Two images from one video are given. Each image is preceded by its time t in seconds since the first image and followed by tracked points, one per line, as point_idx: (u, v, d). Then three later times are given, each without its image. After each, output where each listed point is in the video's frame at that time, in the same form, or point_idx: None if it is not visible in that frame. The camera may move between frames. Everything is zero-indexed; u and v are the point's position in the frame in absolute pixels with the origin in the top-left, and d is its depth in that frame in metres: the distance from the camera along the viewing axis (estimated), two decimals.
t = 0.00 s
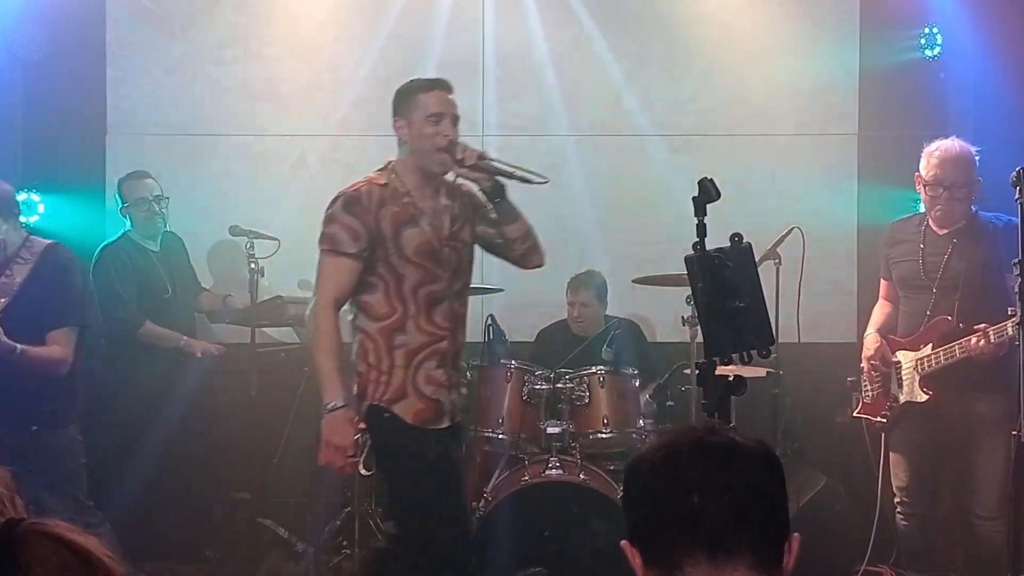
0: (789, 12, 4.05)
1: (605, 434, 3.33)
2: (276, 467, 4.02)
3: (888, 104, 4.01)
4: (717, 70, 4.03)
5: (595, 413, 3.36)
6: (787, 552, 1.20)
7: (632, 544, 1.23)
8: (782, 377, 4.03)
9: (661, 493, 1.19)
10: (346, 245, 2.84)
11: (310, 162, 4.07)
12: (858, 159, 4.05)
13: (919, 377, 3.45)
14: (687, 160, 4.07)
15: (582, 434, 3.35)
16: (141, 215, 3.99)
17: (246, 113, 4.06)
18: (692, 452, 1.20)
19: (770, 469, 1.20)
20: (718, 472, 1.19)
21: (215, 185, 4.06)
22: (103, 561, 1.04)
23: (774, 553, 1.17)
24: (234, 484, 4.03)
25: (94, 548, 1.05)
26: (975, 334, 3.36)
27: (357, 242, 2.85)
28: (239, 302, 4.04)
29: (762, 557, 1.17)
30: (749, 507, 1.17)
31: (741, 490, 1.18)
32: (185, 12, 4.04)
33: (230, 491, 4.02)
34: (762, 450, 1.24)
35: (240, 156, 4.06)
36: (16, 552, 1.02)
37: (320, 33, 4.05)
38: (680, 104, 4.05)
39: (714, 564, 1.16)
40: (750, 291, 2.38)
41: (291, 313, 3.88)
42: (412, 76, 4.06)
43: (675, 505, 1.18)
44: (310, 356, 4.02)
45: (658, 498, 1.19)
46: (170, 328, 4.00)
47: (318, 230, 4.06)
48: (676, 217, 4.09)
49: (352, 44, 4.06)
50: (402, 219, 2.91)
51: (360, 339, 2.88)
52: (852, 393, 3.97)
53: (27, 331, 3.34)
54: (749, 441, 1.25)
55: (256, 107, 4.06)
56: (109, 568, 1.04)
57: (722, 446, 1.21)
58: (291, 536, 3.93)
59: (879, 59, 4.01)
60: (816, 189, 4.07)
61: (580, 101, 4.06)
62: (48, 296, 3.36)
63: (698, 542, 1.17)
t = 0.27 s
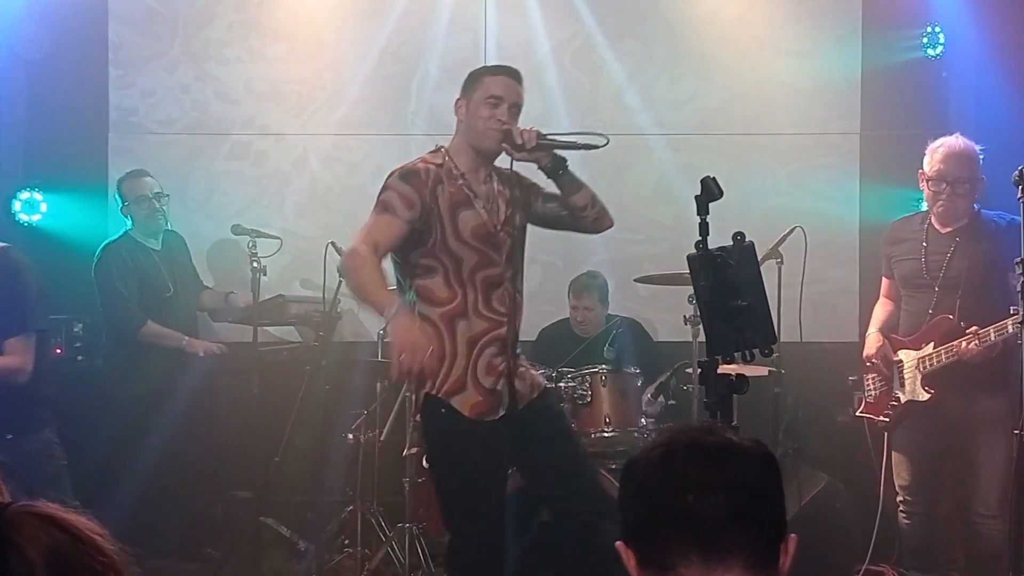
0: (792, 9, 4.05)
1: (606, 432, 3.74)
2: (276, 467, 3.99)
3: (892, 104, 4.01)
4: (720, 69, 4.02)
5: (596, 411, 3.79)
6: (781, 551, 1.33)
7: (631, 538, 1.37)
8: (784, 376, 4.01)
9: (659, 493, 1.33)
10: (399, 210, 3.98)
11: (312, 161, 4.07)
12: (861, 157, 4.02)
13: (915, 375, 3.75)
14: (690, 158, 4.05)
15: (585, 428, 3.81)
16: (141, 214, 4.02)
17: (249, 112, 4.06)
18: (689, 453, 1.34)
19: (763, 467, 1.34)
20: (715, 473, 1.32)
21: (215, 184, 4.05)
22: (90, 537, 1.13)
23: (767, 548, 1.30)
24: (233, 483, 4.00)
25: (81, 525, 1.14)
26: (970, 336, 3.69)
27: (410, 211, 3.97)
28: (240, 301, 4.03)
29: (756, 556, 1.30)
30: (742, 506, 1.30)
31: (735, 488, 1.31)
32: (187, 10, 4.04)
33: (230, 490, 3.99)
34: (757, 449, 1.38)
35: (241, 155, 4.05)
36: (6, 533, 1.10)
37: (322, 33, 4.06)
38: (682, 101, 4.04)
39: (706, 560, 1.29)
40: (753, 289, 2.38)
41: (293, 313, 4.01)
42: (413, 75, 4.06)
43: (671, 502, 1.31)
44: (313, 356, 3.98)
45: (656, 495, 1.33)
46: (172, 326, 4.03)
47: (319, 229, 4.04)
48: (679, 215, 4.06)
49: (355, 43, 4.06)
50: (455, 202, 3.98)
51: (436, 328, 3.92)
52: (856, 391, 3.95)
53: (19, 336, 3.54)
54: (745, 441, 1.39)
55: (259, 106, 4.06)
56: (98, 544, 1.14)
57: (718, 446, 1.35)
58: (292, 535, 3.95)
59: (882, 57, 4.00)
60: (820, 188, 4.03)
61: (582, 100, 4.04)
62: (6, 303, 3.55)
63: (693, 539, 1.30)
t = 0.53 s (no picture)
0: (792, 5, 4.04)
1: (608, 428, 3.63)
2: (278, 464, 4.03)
3: (893, 101, 4.03)
4: (720, 65, 4.02)
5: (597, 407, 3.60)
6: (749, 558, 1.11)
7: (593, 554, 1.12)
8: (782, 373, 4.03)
9: (618, 498, 1.09)
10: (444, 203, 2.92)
11: (312, 159, 4.09)
12: (861, 154, 4.04)
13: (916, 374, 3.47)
14: (690, 155, 4.05)
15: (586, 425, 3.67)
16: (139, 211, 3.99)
17: (249, 110, 4.06)
18: (659, 455, 1.10)
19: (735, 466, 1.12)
20: (681, 475, 1.09)
21: (216, 182, 4.05)
22: (104, 521, 1.02)
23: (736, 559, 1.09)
24: (236, 481, 4.04)
25: (96, 512, 1.03)
26: (972, 336, 3.36)
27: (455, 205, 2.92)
28: (241, 299, 4.03)
29: (722, 564, 1.08)
30: (710, 510, 1.08)
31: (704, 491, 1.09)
32: (187, 7, 4.04)
33: (232, 488, 4.03)
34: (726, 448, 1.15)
35: (242, 153, 4.06)
36: (19, 513, 0.99)
37: (322, 30, 4.05)
38: (683, 99, 4.05)
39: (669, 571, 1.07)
40: (754, 285, 2.38)
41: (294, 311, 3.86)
42: (414, 73, 4.07)
43: (633, 509, 1.08)
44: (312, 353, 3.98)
45: (616, 502, 1.09)
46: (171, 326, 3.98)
47: (321, 227, 4.07)
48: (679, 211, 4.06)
49: (355, 40, 4.06)
50: (519, 191, 2.93)
51: (472, 336, 2.87)
52: (853, 387, 3.98)
53: None
54: (710, 441, 1.17)
55: (259, 104, 4.06)
56: (110, 530, 1.02)
57: (684, 444, 1.12)
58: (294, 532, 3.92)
59: (882, 54, 4.01)
60: (819, 186, 4.06)
61: (583, 98, 4.04)
62: None
63: (655, 549, 1.07)
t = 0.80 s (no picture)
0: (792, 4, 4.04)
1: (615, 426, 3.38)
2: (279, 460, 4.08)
3: (891, 101, 4.05)
4: (719, 64, 4.04)
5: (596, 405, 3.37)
6: (700, 556, 1.11)
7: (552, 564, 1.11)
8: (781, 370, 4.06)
9: (567, 509, 1.10)
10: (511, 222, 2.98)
11: (313, 158, 4.10)
12: (859, 153, 4.07)
13: (915, 371, 3.49)
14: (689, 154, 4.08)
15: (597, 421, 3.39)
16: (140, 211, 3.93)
17: (250, 109, 4.08)
18: (605, 464, 1.12)
19: (679, 470, 1.13)
20: (629, 484, 1.10)
21: (217, 182, 4.09)
22: (137, 515, 0.93)
23: (684, 557, 1.10)
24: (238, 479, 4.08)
25: (129, 504, 0.94)
26: (969, 334, 3.37)
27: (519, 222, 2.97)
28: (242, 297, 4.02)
29: (670, 564, 1.09)
30: (658, 514, 1.09)
31: (651, 497, 1.10)
32: (188, 7, 4.05)
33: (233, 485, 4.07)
34: (673, 453, 1.17)
35: (244, 152, 4.09)
36: (48, 508, 0.89)
37: (322, 29, 4.07)
38: (682, 98, 4.07)
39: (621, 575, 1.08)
40: (753, 284, 2.39)
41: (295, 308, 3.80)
42: (415, 73, 4.10)
43: (582, 514, 1.09)
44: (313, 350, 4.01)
45: (568, 510, 1.10)
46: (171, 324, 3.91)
47: (323, 226, 4.11)
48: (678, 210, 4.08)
49: (356, 40, 4.08)
50: (573, 203, 2.95)
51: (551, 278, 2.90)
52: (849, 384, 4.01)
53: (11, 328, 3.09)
54: (659, 446, 1.18)
55: (260, 103, 4.08)
56: (143, 521, 0.93)
57: (631, 455, 1.13)
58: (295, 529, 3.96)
59: (880, 54, 4.04)
60: (817, 184, 4.08)
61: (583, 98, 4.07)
62: None
63: (605, 554, 1.08)
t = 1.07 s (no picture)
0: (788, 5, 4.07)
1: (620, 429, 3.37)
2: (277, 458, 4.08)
3: (889, 100, 4.03)
4: (716, 65, 4.06)
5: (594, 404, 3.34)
6: (679, 556, 1.12)
7: (531, 561, 1.13)
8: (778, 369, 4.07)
9: (546, 505, 1.13)
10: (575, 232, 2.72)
11: (312, 157, 4.11)
12: (856, 153, 4.08)
13: (910, 370, 3.50)
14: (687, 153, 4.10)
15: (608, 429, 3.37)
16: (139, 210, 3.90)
17: (249, 108, 4.09)
18: (591, 464, 1.13)
19: (661, 467, 1.14)
20: (615, 479, 1.11)
21: (216, 180, 4.10)
22: (139, 508, 0.91)
23: (665, 557, 1.10)
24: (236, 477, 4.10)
25: (132, 497, 0.91)
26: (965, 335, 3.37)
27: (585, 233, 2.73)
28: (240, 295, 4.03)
29: (651, 566, 1.09)
30: (645, 512, 1.10)
31: (629, 496, 1.10)
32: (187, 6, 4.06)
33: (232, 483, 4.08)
34: (654, 450, 1.18)
35: (242, 150, 4.10)
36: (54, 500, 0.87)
37: (321, 29, 4.08)
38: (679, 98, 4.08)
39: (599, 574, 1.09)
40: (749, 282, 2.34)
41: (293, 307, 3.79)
42: (413, 72, 4.10)
43: (565, 515, 1.11)
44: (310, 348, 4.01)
45: (547, 510, 1.12)
46: (170, 325, 3.89)
47: (321, 224, 4.11)
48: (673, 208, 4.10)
49: (355, 38, 4.09)
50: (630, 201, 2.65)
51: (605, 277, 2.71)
52: (846, 384, 4.03)
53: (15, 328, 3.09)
54: (640, 444, 1.19)
55: (259, 102, 4.09)
56: (147, 517, 0.91)
57: (612, 452, 1.14)
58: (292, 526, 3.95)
59: (877, 54, 4.04)
60: (814, 184, 4.10)
61: (581, 98, 4.08)
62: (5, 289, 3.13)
63: (586, 553, 1.09)
